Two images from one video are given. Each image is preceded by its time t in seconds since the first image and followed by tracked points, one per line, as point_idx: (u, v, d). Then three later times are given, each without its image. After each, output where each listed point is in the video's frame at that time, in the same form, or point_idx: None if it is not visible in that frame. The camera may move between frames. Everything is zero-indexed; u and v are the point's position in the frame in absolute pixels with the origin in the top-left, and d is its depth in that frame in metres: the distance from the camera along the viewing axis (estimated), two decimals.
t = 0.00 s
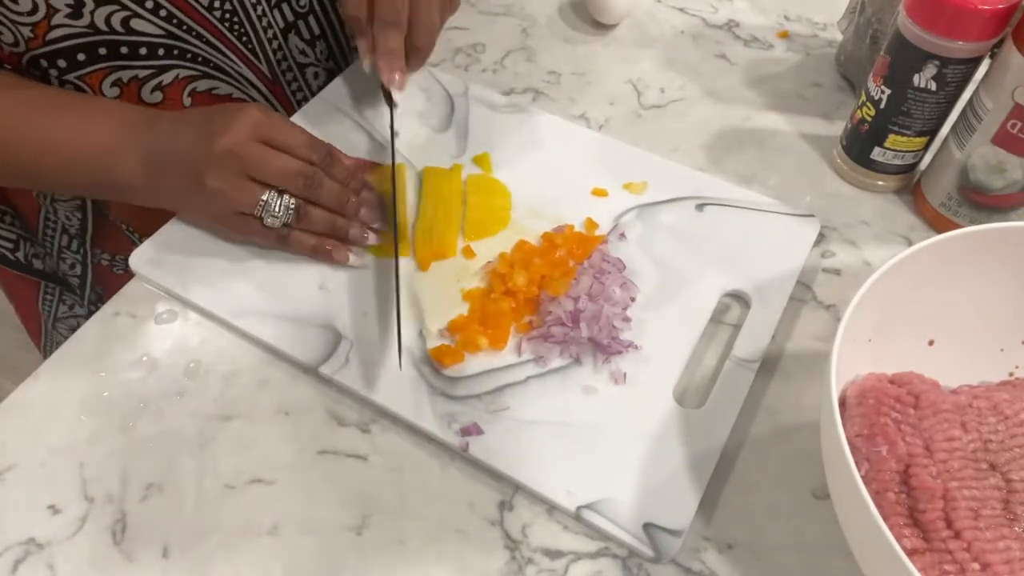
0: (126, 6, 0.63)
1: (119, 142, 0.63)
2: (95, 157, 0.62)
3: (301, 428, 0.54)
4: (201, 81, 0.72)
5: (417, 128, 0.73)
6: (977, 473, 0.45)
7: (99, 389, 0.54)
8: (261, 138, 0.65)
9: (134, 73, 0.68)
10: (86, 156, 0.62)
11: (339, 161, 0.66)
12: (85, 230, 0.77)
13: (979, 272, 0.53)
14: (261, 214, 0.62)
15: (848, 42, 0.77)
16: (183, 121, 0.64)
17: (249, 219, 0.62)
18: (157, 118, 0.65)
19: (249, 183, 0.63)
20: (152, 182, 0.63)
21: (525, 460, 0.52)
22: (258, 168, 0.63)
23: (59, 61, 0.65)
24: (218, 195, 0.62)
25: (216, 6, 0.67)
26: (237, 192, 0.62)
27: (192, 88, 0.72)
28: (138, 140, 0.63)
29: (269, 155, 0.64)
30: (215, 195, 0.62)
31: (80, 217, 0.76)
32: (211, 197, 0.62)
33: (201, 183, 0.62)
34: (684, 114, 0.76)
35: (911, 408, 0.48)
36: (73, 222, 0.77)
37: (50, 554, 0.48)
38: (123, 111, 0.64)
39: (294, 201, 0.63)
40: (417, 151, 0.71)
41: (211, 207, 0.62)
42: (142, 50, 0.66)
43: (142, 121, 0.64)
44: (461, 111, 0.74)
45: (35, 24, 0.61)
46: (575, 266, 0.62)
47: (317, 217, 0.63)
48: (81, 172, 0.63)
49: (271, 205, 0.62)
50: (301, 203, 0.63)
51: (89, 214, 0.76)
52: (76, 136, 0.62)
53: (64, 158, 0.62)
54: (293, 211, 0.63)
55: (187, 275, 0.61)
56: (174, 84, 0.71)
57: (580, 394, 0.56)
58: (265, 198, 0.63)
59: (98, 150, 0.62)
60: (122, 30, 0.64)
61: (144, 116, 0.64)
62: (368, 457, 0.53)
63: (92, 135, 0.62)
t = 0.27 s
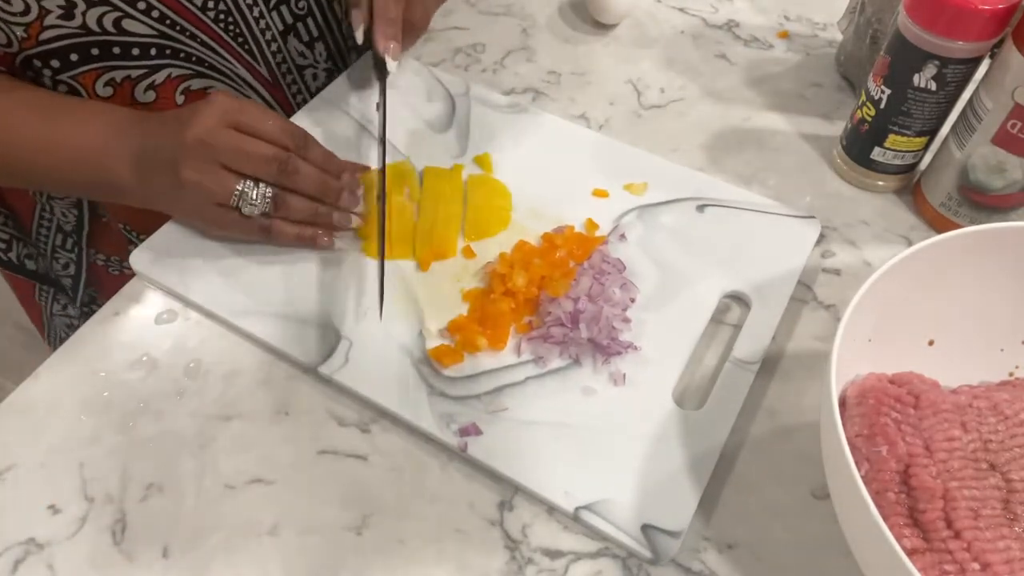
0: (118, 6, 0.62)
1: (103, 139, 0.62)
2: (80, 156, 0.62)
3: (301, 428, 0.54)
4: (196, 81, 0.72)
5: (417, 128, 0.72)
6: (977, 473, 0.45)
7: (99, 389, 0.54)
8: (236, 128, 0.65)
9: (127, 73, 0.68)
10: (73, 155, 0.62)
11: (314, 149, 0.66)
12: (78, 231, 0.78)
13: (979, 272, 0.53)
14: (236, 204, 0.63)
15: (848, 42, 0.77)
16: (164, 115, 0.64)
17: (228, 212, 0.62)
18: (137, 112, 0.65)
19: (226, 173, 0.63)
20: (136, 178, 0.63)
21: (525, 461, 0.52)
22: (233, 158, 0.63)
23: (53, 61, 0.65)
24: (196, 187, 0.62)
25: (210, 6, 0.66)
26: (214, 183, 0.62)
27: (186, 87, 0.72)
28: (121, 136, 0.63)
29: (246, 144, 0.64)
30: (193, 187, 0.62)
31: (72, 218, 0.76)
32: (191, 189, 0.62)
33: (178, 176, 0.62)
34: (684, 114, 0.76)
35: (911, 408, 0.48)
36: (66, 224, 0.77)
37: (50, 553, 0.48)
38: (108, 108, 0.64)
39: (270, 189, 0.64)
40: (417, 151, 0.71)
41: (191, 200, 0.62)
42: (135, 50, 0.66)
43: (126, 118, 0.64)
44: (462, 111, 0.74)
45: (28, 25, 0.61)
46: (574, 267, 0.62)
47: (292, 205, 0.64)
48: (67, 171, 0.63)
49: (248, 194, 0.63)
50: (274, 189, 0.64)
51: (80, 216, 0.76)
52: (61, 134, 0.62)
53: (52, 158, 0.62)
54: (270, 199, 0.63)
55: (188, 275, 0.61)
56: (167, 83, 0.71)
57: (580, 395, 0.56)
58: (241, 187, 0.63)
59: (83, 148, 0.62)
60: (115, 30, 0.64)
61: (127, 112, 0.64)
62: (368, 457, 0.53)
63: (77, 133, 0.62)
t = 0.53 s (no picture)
0: (124, 17, 0.62)
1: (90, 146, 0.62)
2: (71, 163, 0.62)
3: (302, 428, 0.54)
4: (201, 89, 0.72)
5: (417, 128, 0.72)
6: (977, 473, 0.45)
7: (100, 389, 0.55)
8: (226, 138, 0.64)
9: (132, 82, 0.68)
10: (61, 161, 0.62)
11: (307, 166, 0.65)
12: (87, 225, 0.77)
13: (979, 272, 0.53)
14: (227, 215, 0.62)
15: (848, 42, 0.77)
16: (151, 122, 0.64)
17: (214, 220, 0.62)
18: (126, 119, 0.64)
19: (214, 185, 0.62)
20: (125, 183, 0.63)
21: (525, 460, 0.52)
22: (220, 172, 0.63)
23: (58, 70, 0.64)
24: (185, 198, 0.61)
25: (215, 16, 0.66)
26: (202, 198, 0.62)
27: (192, 96, 0.72)
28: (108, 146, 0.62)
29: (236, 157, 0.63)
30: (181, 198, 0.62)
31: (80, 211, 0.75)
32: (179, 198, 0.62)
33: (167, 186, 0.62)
34: (684, 114, 0.76)
35: (911, 408, 0.48)
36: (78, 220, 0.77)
37: (50, 553, 0.48)
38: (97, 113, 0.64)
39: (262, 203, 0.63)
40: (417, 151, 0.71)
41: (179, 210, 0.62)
42: (139, 60, 0.66)
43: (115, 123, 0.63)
44: (462, 111, 0.74)
45: (31, 35, 0.60)
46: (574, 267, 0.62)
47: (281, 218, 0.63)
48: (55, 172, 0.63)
49: (236, 207, 0.62)
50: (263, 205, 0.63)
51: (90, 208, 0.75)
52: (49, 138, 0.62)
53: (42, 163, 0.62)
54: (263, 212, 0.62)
55: (189, 275, 0.61)
56: (172, 93, 0.71)
57: (579, 395, 0.56)
58: (229, 200, 0.62)
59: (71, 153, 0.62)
60: (120, 41, 0.63)
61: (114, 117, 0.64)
62: (368, 457, 0.53)
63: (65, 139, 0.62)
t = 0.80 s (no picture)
0: None
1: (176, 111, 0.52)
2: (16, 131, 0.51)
3: (302, 428, 0.54)
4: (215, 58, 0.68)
5: (417, 128, 0.72)
6: (977, 473, 0.45)
7: (100, 389, 0.54)
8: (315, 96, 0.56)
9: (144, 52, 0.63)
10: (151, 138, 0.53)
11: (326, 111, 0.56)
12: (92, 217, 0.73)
13: (980, 272, 0.53)
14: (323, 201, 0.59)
15: (848, 42, 0.77)
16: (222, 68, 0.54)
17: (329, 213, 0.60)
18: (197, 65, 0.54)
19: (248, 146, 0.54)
20: (223, 158, 0.55)
21: (526, 461, 0.52)
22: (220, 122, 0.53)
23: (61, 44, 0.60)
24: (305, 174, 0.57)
25: None
26: (281, 175, 0.56)
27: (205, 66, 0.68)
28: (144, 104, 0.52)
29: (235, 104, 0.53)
30: (281, 170, 0.56)
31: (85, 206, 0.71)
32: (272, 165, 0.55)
33: (246, 157, 0.55)
34: (684, 114, 0.76)
35: (911, 408, 0.48)
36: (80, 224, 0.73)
37: (50, 553, 0.48)
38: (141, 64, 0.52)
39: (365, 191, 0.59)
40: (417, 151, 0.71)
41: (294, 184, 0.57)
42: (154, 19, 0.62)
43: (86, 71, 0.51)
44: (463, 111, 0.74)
45: None
46: (574, 266, 0.63)
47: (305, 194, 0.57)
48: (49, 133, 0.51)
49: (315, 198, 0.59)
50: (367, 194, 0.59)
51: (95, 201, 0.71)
52: None
53: None
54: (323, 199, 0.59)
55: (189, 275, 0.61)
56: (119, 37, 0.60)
57: (579, 395, 0.56)
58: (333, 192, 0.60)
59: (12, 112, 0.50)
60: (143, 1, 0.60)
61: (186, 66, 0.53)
62: (368, 457, 0.53)
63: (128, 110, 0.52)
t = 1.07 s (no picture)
0: (162, 5, 0.60)
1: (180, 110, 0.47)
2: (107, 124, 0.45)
3: (302, 428, 0.54)
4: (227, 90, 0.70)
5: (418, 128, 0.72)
6: (977, 473, 0.45)
7: (100, 389, 0.54)
8: (342, 124, 0.52)
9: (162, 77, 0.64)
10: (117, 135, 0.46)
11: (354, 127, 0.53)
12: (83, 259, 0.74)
13: (981, 272, 0.53)
14: (331, 215, 0.54)
15: (848, 42, 0.77)
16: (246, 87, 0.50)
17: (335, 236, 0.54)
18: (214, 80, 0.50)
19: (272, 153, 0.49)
20: (204, 166, 0.47)
21: (526, 462, 0.52)
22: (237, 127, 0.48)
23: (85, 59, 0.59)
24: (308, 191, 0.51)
25: (250, 12, 0.66)
26: (277, 188, 0.49)
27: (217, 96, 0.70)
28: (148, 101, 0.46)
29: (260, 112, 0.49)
30: (285, 187, 0.50)
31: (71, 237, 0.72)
32: (277, 176, 0.49)
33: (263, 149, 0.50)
34: (684, 114, 0.76)
35: (911, 408, 0.48)
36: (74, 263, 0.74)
37: (50, 553, 0.48)
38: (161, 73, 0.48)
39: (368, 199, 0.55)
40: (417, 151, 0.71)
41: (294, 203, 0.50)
42: (173, 52, 0.64)
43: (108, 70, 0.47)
44: (464, 111, 0.74)
45: (66, 19, 0.57)
46: (573, 265, 0.63)
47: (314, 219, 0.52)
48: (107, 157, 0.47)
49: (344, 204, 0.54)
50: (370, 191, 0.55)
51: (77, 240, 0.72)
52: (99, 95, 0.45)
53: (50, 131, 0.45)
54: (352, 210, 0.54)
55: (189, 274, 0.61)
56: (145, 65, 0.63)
57: (578, 395, 0.56)
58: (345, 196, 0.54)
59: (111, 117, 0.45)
60: (156, 30, 0.61)
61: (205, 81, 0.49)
62: (368, 457, 0.53)
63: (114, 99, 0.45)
